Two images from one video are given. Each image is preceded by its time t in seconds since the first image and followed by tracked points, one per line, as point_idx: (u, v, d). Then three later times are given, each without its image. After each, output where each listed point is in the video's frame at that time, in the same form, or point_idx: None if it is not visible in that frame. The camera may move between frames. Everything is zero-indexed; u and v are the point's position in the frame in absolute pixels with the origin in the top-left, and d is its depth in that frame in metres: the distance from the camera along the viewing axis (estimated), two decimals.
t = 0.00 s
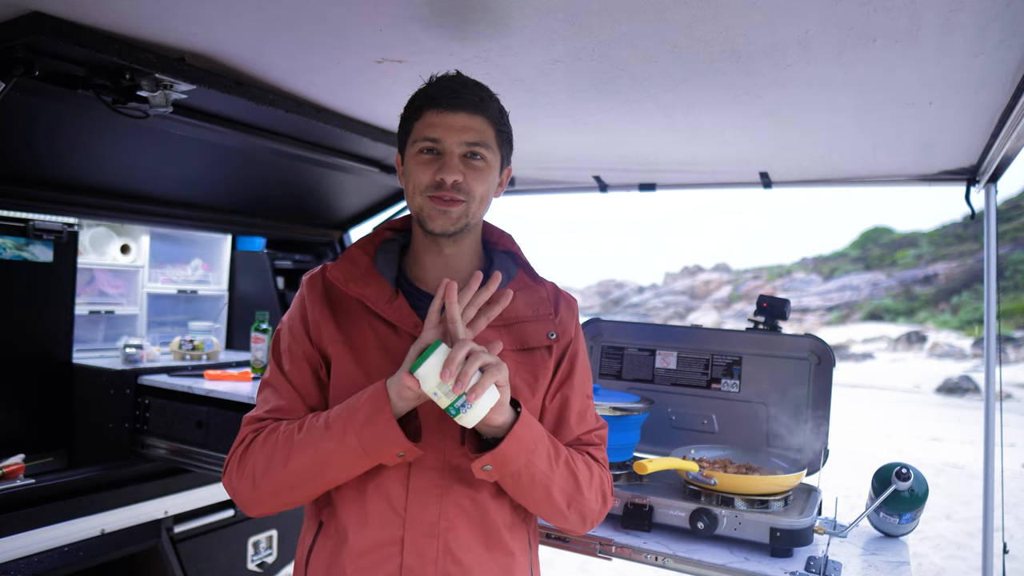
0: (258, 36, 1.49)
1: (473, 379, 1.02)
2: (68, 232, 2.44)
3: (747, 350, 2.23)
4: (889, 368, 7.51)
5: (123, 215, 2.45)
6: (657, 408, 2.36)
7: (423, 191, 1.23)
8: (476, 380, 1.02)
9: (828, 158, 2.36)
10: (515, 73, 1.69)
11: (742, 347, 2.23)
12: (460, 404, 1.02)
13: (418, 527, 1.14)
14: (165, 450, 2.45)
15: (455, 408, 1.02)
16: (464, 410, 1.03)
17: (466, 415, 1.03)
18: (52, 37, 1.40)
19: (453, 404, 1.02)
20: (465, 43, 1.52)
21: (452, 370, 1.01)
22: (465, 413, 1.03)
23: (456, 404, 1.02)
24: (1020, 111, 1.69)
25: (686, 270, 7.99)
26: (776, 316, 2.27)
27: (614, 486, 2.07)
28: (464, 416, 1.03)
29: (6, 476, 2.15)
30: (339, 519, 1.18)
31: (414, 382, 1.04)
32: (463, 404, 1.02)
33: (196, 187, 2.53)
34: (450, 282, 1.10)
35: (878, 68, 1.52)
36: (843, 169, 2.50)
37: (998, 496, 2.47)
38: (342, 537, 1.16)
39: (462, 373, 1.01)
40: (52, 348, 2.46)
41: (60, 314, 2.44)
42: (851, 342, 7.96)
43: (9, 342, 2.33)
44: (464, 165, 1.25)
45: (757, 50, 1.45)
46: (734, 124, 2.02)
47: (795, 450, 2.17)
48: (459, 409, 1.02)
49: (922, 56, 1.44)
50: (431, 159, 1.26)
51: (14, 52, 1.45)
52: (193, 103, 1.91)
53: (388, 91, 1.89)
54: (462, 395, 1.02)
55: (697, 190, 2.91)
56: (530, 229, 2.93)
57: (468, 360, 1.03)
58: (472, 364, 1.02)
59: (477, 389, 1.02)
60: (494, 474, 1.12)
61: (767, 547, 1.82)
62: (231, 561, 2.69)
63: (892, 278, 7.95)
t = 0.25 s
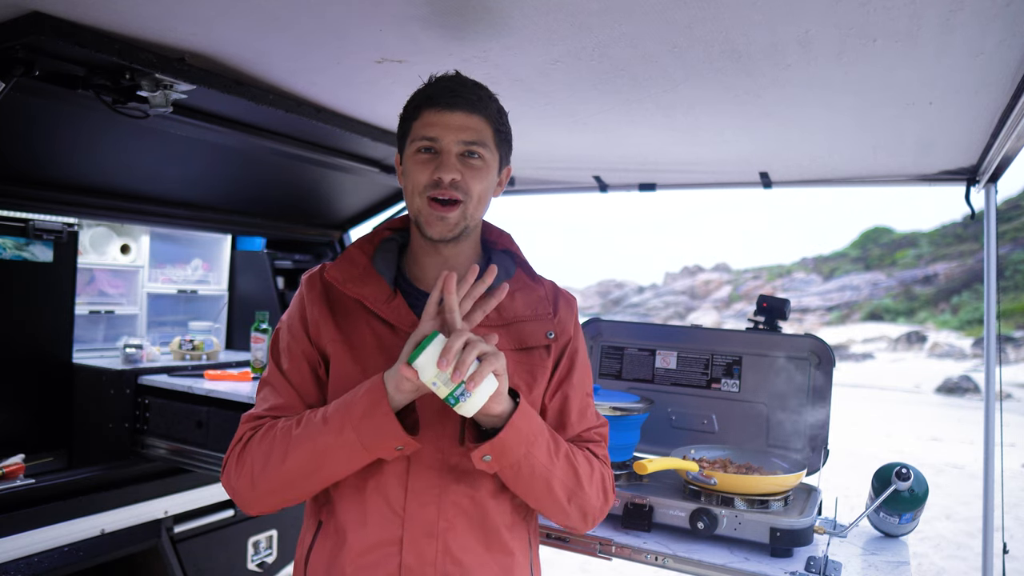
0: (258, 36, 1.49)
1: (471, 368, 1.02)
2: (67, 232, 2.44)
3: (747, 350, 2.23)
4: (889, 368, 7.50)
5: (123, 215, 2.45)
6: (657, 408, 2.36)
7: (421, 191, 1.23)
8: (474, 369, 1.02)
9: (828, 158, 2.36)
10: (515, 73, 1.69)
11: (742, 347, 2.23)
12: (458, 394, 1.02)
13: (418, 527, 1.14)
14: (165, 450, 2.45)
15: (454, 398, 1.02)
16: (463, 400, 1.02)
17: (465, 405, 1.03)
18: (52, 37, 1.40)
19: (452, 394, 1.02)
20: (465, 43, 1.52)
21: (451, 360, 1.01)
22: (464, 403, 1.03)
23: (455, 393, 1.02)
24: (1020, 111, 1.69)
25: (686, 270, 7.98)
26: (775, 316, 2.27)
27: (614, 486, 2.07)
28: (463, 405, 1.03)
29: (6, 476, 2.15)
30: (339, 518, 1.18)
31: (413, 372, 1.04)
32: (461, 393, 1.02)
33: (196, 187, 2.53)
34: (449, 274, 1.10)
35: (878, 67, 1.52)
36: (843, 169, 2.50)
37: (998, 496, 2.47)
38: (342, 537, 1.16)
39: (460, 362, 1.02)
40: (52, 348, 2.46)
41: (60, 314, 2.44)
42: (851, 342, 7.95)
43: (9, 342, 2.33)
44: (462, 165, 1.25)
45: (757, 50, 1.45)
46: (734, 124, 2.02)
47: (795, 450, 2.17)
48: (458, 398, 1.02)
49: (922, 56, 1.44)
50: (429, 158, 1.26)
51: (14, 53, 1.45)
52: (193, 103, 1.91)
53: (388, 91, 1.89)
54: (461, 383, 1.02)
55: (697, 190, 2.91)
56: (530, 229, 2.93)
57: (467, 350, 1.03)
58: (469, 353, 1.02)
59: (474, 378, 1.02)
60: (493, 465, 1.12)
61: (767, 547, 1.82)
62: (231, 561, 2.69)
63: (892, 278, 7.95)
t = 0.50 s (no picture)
0: (258, 36, 1.49)
1: (490, 424, 0.95)
2: (67, 232, 2.44)
3: (746, 350, 2.23)
4: (888, 368, 7.50)
5: (123, 216, 2.45)
6: (657, 408, 2.36)
7: (419, 195, 1.24)
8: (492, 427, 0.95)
9: (828, 158, 2.36)
10: (515, 73, 1.69)
11: (742, 347, 2.23)
12: (469, 447, 0.96)
13: (417, 538, 1.14)
14: (165, 450, 2.45)
15: (465, 447, 0.96)
16: (474, 451, 0.96)
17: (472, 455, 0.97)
18: (52, 37, 1.40)
19: (463, 444, 0.96)
20: (465, 43, 1.52)
21: (471, 415, 0.94)
22: (475, 453, 0.97)
23: (466, 444, 0.96)
24: (1019, 111, 1.69)
25: (686, 270, 7.98)
26: (775, 316, 2.26)
27: (614, 486, 2.07)
28: (470, 456, 0.97)
29: (6, 476, 2.15)
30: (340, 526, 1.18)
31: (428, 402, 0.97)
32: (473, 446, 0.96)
33: (196, 187, 2.53)
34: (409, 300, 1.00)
35: (878, 67, 1.52)
36: (843, 169, 2.50)
37: (998, 496, 2.47)
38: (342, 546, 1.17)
39: (478, 419, 0.95)
40: (52, 348, 2.46)
41: (60, 314, 2.44)
42: (851, 342, 7.95)
43: (9, 341, 2.32)
44: (460, 166, 1.25)
45: (757, 50, 1.45)
46: (734, 124, 2.02)
47: (795, 450, 2.17)
48: (469, 449, 0.96)
49: (922, 56, 1.44)
50: (427, 161, 1.26)
51: (14, 53, 1.45)
52: (193, 103, 1.91)
53: (388, 91, 1.89)
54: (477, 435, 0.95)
55: (697, 190, 2.91)
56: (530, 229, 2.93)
57: (490, 405, 0.95)
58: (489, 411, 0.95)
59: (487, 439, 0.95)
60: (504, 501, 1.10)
61: (767, 547, 1.82)
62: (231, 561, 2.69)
63: (892, 278, 7.95)
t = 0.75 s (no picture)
0: (258, 36, 1.49)
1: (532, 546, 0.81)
2: (68, 232, 2.44)
3: (746, 350, 2.23)
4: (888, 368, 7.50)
5: (123, 216, 2.45)
6: (657, 408, 2.36)
7: (429, 210, 1.24)
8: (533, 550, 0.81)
9: (828, 158, 2.36)
10: (515, 73, 1.69)
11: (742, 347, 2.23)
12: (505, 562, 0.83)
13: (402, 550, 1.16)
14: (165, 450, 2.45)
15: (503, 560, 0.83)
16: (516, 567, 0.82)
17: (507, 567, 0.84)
18: (51, 37, 1.40)
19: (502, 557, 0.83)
20: (465, 43, 1.52)
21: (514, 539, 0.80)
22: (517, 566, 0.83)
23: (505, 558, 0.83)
24: (1020, 111, 1.69)
25: (686, 270, 7.98)
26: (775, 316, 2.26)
27: (614, 486, 2.07)
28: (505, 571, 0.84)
29: (6, 476, 2.15)
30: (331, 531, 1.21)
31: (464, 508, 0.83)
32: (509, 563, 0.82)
33: (196, 187, 2.53)
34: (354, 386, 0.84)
35: (878, 67, 1.52)
36: (843, 169, 2.50)
37: (998, 496, 2.47)
38: (335, 549, 1.20)
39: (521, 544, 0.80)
40: (52, 347, 2.46)
41: (60, 314, 2.44)
42: (851, 342, 7.95)
43: (9, 341, 2.32)
44: (473, 185, 1.25)
45: (757, 50, 1.45)
46: (734, 124, 2.02)
47: (794, 450, 2.17)
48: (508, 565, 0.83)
49: (922, 56, 1.44)
50: (440, 177, 1.27)
51: (14, 53, 1.45)
52: (193, 103, 1.91)
53: (388, 91, 1.90)
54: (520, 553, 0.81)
55: (697, 190, 2.91)
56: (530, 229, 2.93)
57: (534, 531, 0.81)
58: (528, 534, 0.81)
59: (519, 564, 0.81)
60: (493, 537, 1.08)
61: (767, 547, 1.82)
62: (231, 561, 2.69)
63: (892, 278, 7.95)
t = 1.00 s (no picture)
0: (258, 35, 1.49)
1: None
2: (68, 232, 2.44)
3: (746, 349, 2.23)
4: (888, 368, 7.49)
5: (123, 216, 2.45)
6: (657, 408, 2.36)
7: (429, 206, 1.24)
8: None
9: (827, 158, 2.36)
10: (515, 73, 1.70)
11: (741, 347, 2.23)
12: None
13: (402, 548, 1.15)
14: (165, 450, 2.45)
15: None
16: None
17: None
18: (51, 37, 1.40)
19: None
20: (465, 43, 1.52)
21: None
22: None
23: None
24: (1020, 111, 1.69)
25: (687, 270, 7.98)
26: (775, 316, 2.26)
27: (614, 486, 2.07)
28: None
29: (6, 476, 2.15)
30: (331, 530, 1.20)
31: None
32: None
33: (196, 187, 2.53)
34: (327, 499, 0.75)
35: (878, 67, 1.52)
36: (843, 169, 2.50)
37: (998, 496, 2.47)
38: (334, 549, 1.18)
39: None
40: (52, 347, 2.46)
41: (60, 314, 2.44)
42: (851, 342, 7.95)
43: (9, 341, 2.32)
44: (473, 181, 1.25)
45: (757, 50, 1.45)
46: (734, 124, 2.02)
47: (794, 450, 2.17)
48: None
49: (922, 56, 1.44)
50: (440, 172, 1.27)
51: (14, 53, 1.45)
52: (193, 103, 1.91)
53: (388, 91, 1.90)
54: None
55: (697, 190, 2.91)
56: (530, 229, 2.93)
57: None
58: None
59: None
60: None
61: (767, 547, 1.83)
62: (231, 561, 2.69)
63: (892, 278, 7.94)
